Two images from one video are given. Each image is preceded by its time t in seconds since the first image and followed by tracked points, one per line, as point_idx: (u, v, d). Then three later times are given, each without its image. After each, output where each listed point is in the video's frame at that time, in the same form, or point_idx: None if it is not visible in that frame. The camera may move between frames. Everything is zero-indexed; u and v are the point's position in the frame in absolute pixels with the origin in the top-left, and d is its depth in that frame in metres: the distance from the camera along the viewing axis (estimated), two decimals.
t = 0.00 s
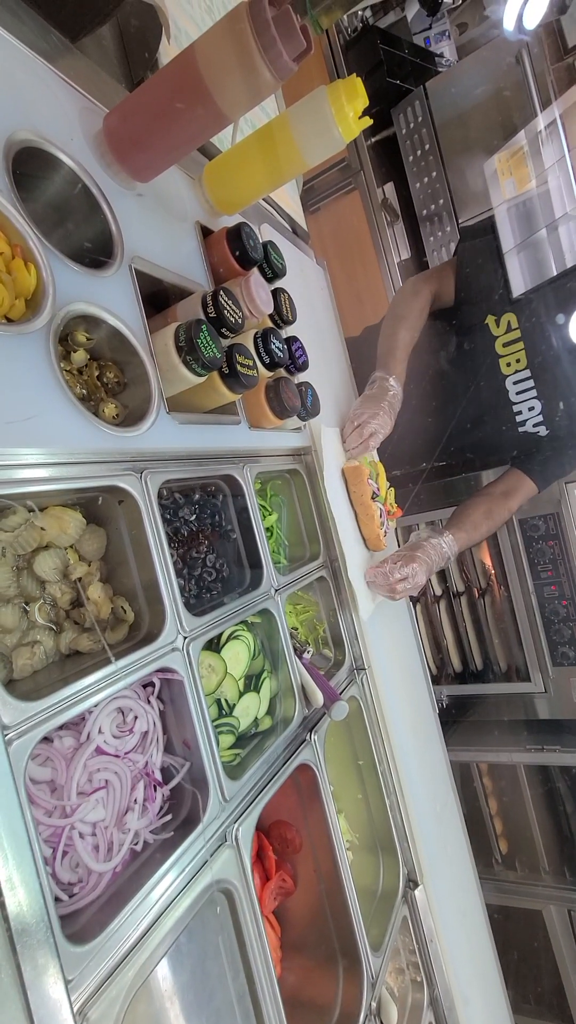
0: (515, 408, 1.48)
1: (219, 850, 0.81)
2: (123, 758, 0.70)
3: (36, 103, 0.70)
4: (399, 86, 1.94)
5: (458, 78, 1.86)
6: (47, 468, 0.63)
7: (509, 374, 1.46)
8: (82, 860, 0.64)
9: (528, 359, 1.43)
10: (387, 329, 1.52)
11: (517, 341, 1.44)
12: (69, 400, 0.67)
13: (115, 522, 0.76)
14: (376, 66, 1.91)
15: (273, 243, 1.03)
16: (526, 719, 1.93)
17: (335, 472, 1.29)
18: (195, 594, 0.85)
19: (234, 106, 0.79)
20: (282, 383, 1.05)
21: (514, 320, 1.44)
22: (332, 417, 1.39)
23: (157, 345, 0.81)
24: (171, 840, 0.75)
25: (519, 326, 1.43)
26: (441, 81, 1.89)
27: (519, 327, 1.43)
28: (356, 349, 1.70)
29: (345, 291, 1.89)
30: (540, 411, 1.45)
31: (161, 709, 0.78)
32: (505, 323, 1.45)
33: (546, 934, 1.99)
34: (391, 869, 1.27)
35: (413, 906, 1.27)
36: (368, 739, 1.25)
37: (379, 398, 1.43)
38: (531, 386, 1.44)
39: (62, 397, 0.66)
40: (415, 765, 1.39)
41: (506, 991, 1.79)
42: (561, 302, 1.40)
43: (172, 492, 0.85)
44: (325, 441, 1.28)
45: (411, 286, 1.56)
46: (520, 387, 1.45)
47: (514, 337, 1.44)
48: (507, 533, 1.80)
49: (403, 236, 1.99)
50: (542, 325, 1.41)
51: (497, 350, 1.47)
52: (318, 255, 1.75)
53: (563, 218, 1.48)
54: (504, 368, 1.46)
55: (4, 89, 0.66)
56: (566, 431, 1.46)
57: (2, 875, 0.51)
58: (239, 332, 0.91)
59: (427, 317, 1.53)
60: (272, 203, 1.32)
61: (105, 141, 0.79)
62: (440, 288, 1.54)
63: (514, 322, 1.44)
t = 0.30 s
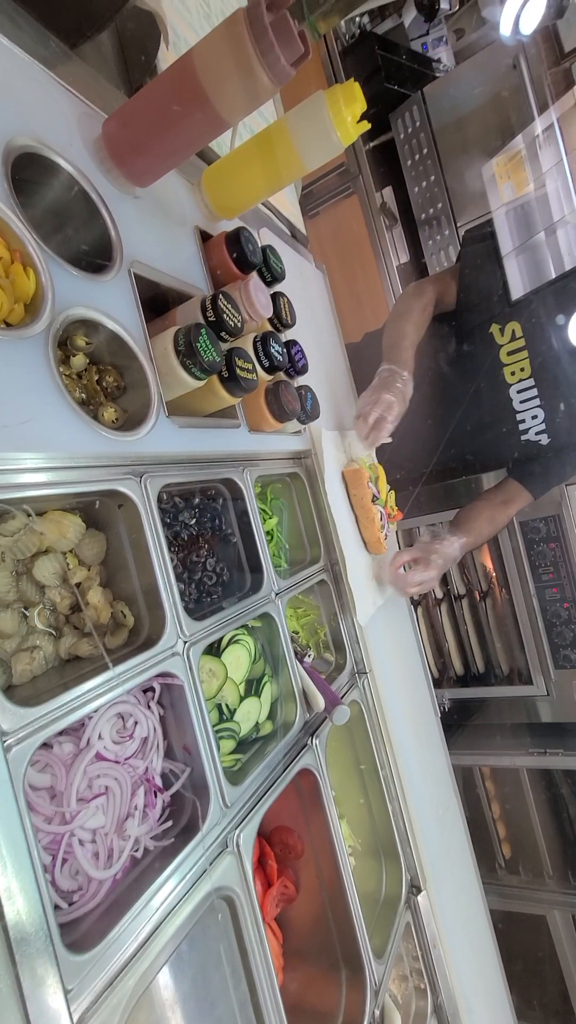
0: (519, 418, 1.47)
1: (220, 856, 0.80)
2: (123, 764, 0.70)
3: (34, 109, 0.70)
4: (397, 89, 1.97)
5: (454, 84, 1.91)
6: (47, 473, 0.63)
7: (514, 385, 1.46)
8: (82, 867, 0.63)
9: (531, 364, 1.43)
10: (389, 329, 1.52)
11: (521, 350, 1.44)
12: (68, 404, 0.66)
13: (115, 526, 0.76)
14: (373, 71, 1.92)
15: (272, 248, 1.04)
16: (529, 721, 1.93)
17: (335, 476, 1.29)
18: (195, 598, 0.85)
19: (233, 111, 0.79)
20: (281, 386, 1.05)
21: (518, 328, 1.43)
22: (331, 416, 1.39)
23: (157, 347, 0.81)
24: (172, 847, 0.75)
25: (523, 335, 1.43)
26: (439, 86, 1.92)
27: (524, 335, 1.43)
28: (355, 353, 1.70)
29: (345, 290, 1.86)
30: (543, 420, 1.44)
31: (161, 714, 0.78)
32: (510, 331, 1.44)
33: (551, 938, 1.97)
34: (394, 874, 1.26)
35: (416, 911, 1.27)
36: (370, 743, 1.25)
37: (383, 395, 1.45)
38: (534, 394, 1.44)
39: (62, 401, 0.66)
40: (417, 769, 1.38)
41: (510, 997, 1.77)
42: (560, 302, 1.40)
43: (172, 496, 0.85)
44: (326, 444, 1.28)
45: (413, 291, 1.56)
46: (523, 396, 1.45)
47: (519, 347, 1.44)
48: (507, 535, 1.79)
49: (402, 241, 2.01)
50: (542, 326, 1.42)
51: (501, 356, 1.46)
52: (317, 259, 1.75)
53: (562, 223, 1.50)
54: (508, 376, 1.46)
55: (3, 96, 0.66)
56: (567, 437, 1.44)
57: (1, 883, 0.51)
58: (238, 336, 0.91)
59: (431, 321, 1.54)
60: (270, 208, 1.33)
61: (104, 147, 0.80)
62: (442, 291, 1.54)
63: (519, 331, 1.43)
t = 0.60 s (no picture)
0: (519, 418, 1.47)
1: (221, 854, 0.80)
2: (125, 763, 0.70)
3: (35, 111, 0.70)
4: (395, 90, 1.97)
5: (453, 86, 1.90)
6: (49, 472, 0.63)
7: (514, 386, 1.47)
8: (84, 865, 0.63)
9: (532, 365, 1.44)
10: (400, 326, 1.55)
11: (523, 350, 1.45)
12: (69, 404, 0.67)
13: (115, 525, 0.76)
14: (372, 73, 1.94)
15: (272, 248, 1.04)
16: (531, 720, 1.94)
17: (335, 475, 1.29)
18: (196, 597, 0.85)
19: (233, 110, 0.79)
20: (281, 385, 1.05)
21: (520, 329, 1.44)
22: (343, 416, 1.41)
23: (157, 348, 0.82)
24: (174, 846, 0.75)
25: (525, 336, 1.44)
26: (438, 86, 1.91)
27: (525, 335, 1.44)
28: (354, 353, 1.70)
29: (344, 288, 1.87)
30: (543, 421, 1.45)
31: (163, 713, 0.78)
32: (512, 332, 1.45)
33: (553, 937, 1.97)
34: (396, 874, 1.26)
35: (418, 911, 1.27)
36: (371, 743, 1.25)
37: (402, 399, 1.47)
38: (534, 393, 1.45)
39: (63, 401, 0.66)
40: (418, 769, 1.38)
41: (513, 997, 1.77)
42: (560, 296, 1.41)
43: (173, 496, 0.85)
44: (326, 444, 1.28)
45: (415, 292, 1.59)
46: (524, 396, 1.46)
47: (521, 349, 1.45)
48: (507, 534, 1.79)
49: (401, 242, 2.00)
50: (542, 322, 1.42)
51: (503, 358, 1.47)
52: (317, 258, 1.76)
53: (561, 223, 1.50)
54: (509, 377, 1.47)
55: (4, 97, 0.66)
56: (567, 432, 1.45)
57: (4, 881, 0.51)
58: (238, 336, 0.91)
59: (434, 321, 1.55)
60: (270, 209, 1.34)
61: (104, 148, 0.80)
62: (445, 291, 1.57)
63: (521, 332, 1.44)
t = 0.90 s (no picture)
0: (518, 409, 1.49)
1: (223, 856, 0.80)
2: (126, 764, 0.70)
3: (36, 114, 0.71)
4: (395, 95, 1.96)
5: (452, 88, 1.90)
6: (50, 473, 0.63)
7: (511, 377, 1.48)
8: (86, 867, 0.63)
9: (529, 357, 1.44)
10: (386, 329, 1.57)
11: (516, 341, 1.45)
12: (70, 405, 0.67)
13: (116, 525, 0.76)
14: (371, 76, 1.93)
15: (272, 249, 1.04)
16: (533, 722, 1.93)
17: (335, 476, 1.29)
18: (198, 598, 0.85)
19: (233, 111, 0.79)
20: (282, 386, 1.05)
21: (512, 320, 1.45)
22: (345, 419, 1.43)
23: (158, 350, 0.82)
24: (175, 847, 0.75)
25: (516, 326, 1.45)
26: (436, 90, 1.90)
27: (518, 327, 1.44)
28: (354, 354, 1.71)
29: (343, 291, 1.90)
30: (542, 410, 1.47)
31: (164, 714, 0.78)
32: (503, 325, 1.46)
33: (555, 938, 1.96)
34: (398, 875, 1.26)
35: (420, 912, 1.27)
36: (372, 743, 1.25)
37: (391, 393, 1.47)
38: (533, 387, 1.46)
39: (65, 403, 0.66)
40: (419, 769, 1.38)
41: (515, 998, 1.76)
42: (561, 296, 1.41)
43: (174, 497, 0.86)
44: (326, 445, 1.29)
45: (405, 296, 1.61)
46: (521, 388, 1.47)
47: (514, 339, 1.45)
48: (508, 534, 1.79)
49: (401, 243, 2.01)
50: (543, 320, 1.42)
51: (495, 351, 1.48)
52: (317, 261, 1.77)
53: (560, 223, 1.50)
54: (504, 368, 1.47)
55: (5, 101, 0.67)
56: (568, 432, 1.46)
57: (6, 882, 0.51)
58: (239, 337, 0.91)
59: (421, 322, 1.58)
60: (271, 212, 1.34)
61: (105, 150, 0.80)
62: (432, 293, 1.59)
63: (512, 323, 1.45)
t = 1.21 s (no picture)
0: (516, 403, 1.49)
1: (224, 856, 0.80)
2: (127, 764, 0.70)
3: (36, 115, 0.71)
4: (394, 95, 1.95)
5: (451, 89, 1.90)
6: (50, 473, 0.63)
7: (507, 371, 1.48)
8: (86, 868, 0.63)
9: (525, 351, 1.45)
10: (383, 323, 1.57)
11: (511, 333, 1.45)
12: (69, 405, 0.67)
13: (116, 525, 0.76)
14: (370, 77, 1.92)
15: (272, 249, 1.04)
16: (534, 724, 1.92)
17: (336, 477, 1.30)
18: (198, 598, 0.85)
19: (233, 111, 0.79)
20: (282, 386, 1.05)
21: (506, 314, 1.45)
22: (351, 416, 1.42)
23: (158, 351, 0.82)
24: (176, 848, 0.75)
25: (512, 320, 1.45)
26: (435, 91, 1.90)
27: (513, 320, 1.45)
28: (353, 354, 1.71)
29: (342, 292, 1.95)
30: (540, 405, 1.47)
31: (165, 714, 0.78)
32: (498, 318, 1.47)
33: (556, 939, 1.96)
34: (399, 875, 1.26)
35: (422, 914, 1.27)
36: (373, 743, 1.25)
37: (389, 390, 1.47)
38: (529, 379, 1.46)
39: (65, 403, 0.66)
40: (420, 769, 1.38)
41: (517, 998, 1.76)
42: (561, 294, 1.41)
43: (174, 497, 0.86)
44: (326, 445, 1.29)
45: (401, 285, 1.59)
46: (519, 382, 1.47)
47: (508, 333, 1.46)
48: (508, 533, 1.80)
49: (401, 243, 2.02)
50: (544, 319, 1.42)
51: (491, 344, 1.48)
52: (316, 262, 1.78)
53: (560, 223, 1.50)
54: (501, 364, 1.48)
55: (5, 101, 0.67)
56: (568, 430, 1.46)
57: (6, 883, 0.51)
58: (239, 337, 0.92)
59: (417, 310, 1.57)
60: (270, 212, 1.34)
61: (105, 151, 0.80)
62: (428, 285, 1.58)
63: (507, 317, 1.45)
